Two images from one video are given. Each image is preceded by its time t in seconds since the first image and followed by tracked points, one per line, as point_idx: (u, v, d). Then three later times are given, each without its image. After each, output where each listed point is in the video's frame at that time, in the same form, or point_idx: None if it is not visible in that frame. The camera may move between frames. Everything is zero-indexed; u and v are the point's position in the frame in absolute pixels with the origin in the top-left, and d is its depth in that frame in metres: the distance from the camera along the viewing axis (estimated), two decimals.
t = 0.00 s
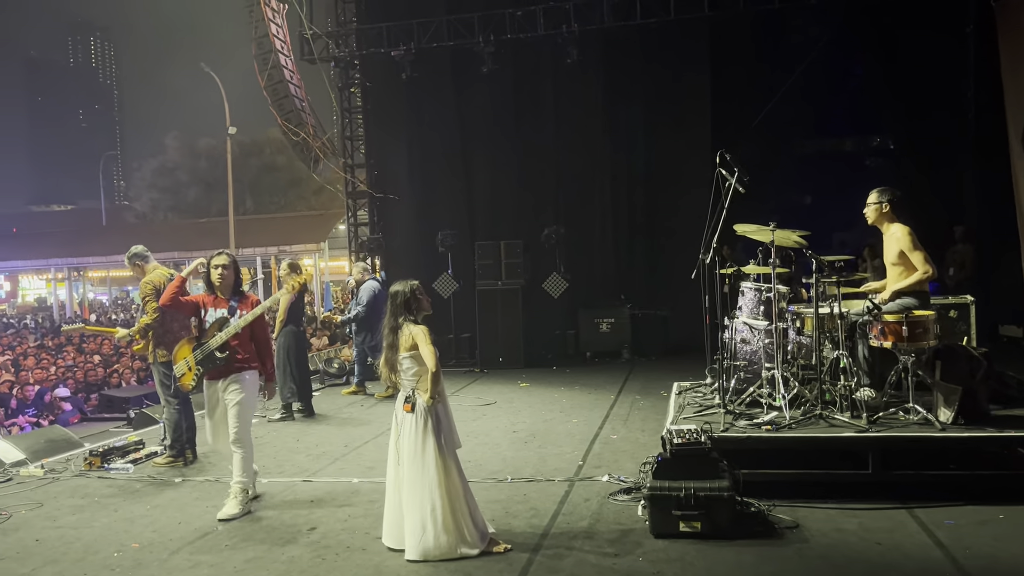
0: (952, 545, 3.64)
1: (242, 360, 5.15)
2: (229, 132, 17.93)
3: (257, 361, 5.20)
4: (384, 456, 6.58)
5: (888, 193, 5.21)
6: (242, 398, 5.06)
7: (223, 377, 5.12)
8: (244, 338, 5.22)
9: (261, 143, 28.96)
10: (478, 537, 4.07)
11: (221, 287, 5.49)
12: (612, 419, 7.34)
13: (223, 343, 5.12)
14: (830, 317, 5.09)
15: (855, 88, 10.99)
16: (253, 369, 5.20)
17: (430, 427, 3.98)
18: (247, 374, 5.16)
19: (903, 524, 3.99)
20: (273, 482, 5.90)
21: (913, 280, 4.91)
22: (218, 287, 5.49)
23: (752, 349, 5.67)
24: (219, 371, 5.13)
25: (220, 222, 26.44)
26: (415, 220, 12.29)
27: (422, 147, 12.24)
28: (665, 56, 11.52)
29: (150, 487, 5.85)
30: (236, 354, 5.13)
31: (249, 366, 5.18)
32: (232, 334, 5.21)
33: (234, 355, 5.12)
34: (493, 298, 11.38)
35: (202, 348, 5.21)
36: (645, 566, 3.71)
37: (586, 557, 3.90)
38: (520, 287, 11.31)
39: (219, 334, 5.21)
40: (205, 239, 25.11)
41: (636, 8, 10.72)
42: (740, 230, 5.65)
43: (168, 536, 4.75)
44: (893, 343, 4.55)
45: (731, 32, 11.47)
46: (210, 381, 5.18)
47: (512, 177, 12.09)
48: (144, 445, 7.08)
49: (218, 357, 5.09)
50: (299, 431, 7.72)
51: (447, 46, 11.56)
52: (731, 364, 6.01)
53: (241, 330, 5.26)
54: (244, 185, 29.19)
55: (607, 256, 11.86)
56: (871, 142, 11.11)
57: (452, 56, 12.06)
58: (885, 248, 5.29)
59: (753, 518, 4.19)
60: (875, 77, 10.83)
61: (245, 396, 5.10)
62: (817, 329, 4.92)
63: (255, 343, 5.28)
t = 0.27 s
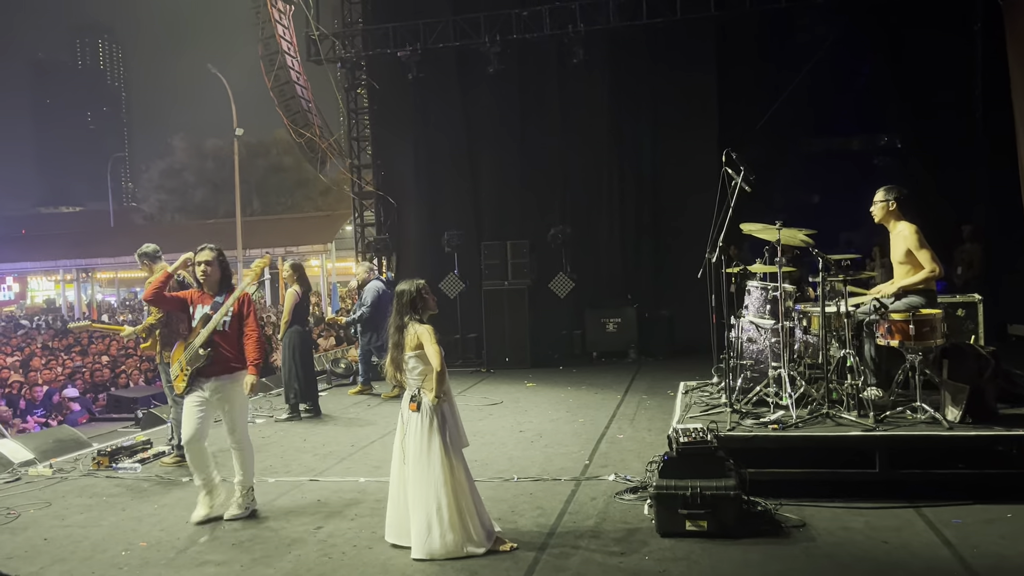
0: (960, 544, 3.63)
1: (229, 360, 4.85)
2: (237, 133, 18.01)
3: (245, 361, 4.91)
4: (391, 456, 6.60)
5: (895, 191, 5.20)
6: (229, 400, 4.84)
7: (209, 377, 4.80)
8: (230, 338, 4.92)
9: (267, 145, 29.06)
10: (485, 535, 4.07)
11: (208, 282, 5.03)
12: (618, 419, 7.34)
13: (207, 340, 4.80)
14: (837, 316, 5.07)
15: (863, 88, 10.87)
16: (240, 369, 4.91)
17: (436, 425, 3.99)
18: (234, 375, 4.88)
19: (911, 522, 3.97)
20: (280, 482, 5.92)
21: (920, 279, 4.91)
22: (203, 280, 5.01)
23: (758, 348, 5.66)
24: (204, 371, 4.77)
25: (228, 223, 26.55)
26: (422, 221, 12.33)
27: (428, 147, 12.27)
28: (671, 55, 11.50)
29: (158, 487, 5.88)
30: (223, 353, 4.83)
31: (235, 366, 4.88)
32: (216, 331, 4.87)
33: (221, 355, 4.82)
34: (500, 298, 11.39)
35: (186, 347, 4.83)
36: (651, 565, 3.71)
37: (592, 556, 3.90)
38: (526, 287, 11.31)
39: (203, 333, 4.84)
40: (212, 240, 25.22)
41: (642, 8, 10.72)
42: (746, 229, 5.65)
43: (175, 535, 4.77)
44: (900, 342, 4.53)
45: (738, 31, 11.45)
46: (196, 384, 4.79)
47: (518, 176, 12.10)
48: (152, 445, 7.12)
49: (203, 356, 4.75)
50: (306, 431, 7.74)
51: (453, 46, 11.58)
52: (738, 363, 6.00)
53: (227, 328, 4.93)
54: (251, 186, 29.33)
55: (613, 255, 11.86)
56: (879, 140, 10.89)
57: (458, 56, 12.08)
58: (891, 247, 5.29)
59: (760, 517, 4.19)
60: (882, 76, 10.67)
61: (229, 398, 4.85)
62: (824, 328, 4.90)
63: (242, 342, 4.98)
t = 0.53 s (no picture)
0: (963, 546, 3.62)
1: (199, 371, 4.54)
2: (242, 136, 18.08)
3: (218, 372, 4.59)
4: (394, 458, 6.61)
5: (899, 193, 5.19)
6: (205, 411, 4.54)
7: (179, 388, 4.49)
8: (203, 346, 4.60)
9: (273, 148, 29.16)
10: (488, 537, 4.08)
11: (182, 287, 4.70)
12: (622, 421, 7.34)
13: (178, 349, 4.51)
14: (841, 318, 5.07)
15: (867, 89, 10.91)
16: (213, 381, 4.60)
17: (439, 427, 4.01)
18: (205, 387, 4.57)
19: (914, 524, 3.97)
20: (284, 483, 5.94)
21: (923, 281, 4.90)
22: (177, 285, 4.69)
23: (762, 350, 5.66)
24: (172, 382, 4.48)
25: (233, 226, 26.63)
26: (426, 223, 12.36)
27: (432, 150, 12.30)
28: (675, 58, 11.51)
29: (163, 488, 5.90)
30: (194, 363, 4.54)
31: (207, 377, 4.57)
32: (187, 339, 4.57)
33: (191, 364, 4.52)
34: (504, 301, 11.39)
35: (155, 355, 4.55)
36: (654, 566, 3.72)
37: (595, 558, 3.90)
38: (531, 289, 11.32)
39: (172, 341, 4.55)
40: (218, 243, 25.29)
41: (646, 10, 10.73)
42: (749, 231, 5.64)
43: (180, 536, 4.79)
44: (904, 344, 4.52)
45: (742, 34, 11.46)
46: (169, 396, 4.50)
47: (522, 179, 12.11)
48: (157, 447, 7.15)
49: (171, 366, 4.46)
50: (310, 433, 7.76)
51: (457, 49, 11.61)
52: (741, 365, 6.00)
53: (201, 337, 4.61)
54: (257, 189, 29.42)
55: (617, 257, 11.86)
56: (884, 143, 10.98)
57: (462, 59, 12.12)
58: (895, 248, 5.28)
59: (764, 519, 4.19)
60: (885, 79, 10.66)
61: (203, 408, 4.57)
62: (827, 329, 4.90)
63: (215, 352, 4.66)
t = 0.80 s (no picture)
0: (963, 545, 3.62)
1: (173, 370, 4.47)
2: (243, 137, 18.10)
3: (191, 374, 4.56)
4: (394, 457, 6.62)
5: (898, 193, 5.19)
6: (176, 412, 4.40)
7: (151, 389, 4.42)
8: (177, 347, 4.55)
9: (274, 148, 29.17)
10: (488, 536, 4.08)
11: (155, 288, 4.68)
12: (622, 421, 7.34)
13: (151, 350, 4.45)
14: (840, 317, 5.07)
15: (868, 91, 10.91)
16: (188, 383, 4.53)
17: (438, 426, 4.01)
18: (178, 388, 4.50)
19: (914, 524, 3.97)
20: (284, 483, 5.95)
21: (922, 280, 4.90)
22: (149, 285, 4.66)
23: (762, 350, 5.67)
24: (146, 381, 4.41)
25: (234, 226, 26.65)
26: (426, 223, 12.39)
27: (432, 150, 12.31)
28: (675, 58, 11.51)
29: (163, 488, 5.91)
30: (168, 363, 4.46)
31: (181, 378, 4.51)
32: (162, 340, 4.51)
33: (165, 364, 4.45)
34: (504, 301, 11.39)
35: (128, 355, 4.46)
36: (654, 566, 3.72)
37: (594, 557, 3.90)
38: (531, 289, 11.32)
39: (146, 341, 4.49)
40: (219, 244, 25.31)
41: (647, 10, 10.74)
42: (749, 231, 5.64)
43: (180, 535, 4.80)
44: (904, 343, 4.52)
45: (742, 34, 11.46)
46: (140, 395, 4.45)
47: (522, 179, 12.11)
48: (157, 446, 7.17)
49: (145, 365, 4.39)
50: (310, 433, 7.76)
51: (457, 50, 11.63)
52: (741, 364, 6.00)
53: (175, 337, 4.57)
54: (258, 189, 29.46)
55: (617, 257, 11.86)
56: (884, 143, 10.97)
57: (463, 59, 12.12)
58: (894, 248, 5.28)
59: (763, 518, 4.19)
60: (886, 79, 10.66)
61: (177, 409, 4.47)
62: (827, 329, 4.90)
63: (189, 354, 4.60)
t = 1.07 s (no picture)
0: (959, 545, 3.62)
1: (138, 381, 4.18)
2: (241, 138, 18.09)
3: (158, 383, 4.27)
4: (392, 458, 6.62)
5: (894, 194, 5.20)
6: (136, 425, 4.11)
7: (114, 401, 4.14)
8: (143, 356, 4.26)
9: (272, 148, 29.15)
10: (486, 536, 4.08)
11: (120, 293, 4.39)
12: (620, 421, 7.35)
13: (114, 359, 4.16)
14: (837, 317, 5.07)
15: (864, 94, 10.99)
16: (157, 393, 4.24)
17: (435, 426, 4.01)
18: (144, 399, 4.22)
19: (910, 523, 3.97)
20: (282, 483, 5.94)
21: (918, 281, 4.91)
22: (116, 290, 4.39)
23: (759, 350, 5.67)
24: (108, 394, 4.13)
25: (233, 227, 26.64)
26: (424, 224, 12.41)
27: (430, 150, 12.34)
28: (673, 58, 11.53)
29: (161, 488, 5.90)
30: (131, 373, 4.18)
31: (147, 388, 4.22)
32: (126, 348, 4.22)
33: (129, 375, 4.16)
34: (502, 301, 11.39)
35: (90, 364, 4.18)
36: (651, 565, 3.72)
37: (591, 557, 3.90)
38: (529, 290, 11.31)
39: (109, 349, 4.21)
40: (217, 244, 25.28)
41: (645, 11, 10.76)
42: (746, 231, 5.65)
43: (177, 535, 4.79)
44: (900, 343, 4.53)
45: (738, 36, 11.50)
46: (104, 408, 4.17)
47: (520, 179, 12.12)
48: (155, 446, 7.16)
49: (106, 377, 4.11)
50: (307, 433, 7.76)
51: (456, 50, 11.64)
52: (738, 365, 6.00)
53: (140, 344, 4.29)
54: (256, 190, 29.46)
55: (615, 258, 11.87)
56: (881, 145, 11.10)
57: (461, 60, 12.12)
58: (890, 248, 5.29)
59: (760, 518, 4.19)
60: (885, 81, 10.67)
61: (142, 421, 4.16)
62: (823, 329, 4.91)
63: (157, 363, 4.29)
